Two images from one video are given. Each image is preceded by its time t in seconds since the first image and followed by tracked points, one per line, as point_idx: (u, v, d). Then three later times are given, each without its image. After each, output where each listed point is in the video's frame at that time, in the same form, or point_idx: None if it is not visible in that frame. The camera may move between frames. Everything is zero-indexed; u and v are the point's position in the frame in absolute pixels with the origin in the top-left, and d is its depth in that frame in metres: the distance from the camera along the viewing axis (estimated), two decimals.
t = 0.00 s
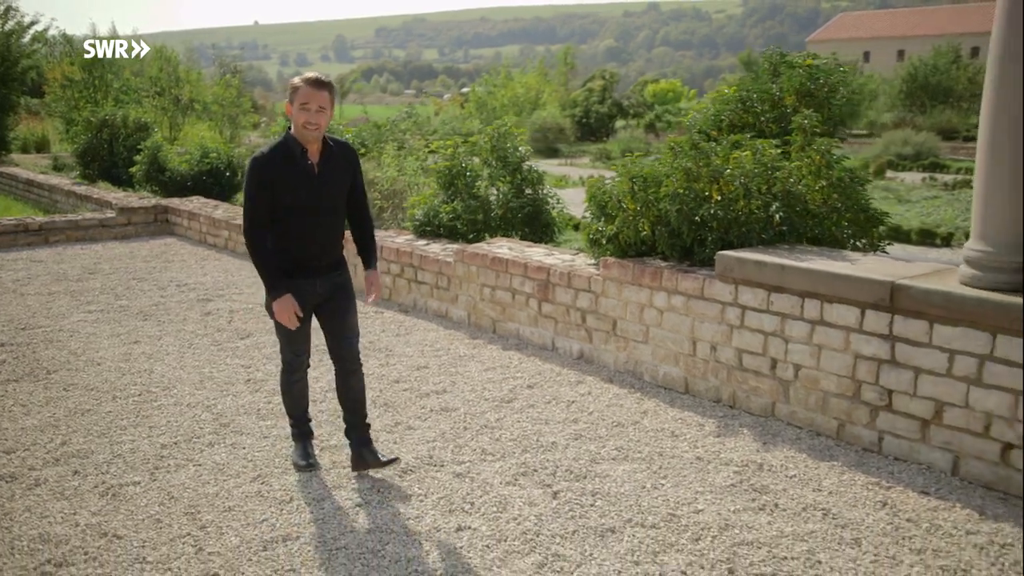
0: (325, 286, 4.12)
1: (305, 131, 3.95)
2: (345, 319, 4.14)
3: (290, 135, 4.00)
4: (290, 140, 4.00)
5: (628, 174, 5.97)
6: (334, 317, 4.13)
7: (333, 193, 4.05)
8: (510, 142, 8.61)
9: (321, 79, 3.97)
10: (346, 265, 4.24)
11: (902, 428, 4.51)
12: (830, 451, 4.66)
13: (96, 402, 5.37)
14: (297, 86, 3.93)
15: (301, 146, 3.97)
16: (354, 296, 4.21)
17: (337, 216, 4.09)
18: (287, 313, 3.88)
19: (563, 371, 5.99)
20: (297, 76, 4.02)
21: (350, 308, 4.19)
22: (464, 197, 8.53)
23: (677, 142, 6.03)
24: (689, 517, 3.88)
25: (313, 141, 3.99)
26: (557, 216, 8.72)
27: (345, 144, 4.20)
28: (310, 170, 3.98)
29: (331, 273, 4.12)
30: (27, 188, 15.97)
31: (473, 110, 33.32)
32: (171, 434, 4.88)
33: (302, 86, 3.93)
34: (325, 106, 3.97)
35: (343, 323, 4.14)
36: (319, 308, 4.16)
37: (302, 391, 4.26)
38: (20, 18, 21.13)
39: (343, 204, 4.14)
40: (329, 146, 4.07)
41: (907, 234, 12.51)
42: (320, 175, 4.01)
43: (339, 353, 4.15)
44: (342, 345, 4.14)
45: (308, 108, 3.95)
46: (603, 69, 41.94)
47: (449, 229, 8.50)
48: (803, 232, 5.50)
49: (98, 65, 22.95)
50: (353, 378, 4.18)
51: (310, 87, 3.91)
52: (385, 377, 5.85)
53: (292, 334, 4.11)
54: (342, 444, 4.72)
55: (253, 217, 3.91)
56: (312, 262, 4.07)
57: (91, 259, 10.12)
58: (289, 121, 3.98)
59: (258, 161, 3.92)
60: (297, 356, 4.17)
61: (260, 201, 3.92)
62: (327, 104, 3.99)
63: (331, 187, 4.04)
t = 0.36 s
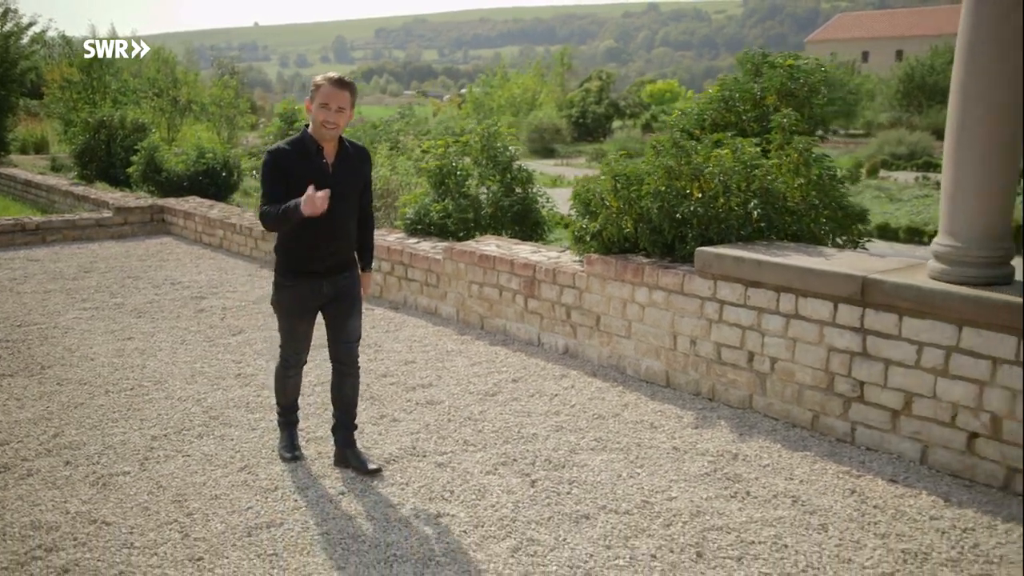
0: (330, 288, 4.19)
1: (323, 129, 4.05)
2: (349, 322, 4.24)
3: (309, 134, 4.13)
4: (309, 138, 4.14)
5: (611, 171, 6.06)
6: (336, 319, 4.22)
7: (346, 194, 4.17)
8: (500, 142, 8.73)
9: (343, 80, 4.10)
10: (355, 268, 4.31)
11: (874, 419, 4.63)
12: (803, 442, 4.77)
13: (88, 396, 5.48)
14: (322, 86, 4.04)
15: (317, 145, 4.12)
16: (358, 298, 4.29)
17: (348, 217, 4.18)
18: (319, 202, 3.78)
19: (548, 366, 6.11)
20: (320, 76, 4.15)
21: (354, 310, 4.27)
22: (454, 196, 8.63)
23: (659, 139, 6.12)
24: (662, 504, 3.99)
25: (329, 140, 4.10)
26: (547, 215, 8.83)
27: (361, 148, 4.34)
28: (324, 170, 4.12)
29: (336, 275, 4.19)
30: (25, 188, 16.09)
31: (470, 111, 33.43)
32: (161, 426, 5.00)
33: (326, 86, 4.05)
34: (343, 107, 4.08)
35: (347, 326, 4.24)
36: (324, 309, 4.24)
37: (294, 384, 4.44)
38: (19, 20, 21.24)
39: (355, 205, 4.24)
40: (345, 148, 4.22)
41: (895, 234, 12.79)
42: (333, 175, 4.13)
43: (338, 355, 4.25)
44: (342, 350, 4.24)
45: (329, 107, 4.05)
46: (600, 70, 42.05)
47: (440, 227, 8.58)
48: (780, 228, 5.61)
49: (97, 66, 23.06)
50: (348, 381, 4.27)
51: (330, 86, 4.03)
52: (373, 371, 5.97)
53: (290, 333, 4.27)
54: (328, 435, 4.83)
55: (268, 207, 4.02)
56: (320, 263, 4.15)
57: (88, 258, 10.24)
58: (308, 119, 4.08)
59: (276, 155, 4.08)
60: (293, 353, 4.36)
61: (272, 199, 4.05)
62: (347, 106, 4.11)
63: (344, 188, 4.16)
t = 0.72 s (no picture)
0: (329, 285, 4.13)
1: (324, 130, 3.99)
2: (340, 326, 4.23)
3: (308, 135, 4.07)
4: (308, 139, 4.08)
5: (586, 172, 6.19)
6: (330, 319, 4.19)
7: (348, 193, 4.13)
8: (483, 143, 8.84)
9: (344, 81, 4.04)
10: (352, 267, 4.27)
11: (835, 412, 4.76)
12: (767, 435, 4.90)
13: (71, 391, 5.59)
14: (322, 86, 4.00)
15: (317, 145, 4.04)
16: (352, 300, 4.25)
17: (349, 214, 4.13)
18: (348, 218, 3.76)
19: (523, 362, 6.23)
20: (321, 77, 4.10)
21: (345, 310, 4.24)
22: (437, 196, 8.77)
23: (633, 141, 6.26)
24: (626, 493, 4.12)
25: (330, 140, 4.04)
26: (529, 215, 8.93)
27: (359, 146, 4.29)
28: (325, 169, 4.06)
29: (337, 273, 4.14)
30: (15, 188, 16.18)
31: (462, 112, 33.56)
32: (142, 420, 5.11)
33: (326, 86, 4.00)
34: (344, 107, 4.02)
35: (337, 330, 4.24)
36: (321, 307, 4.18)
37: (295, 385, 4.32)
38: (10, 21, 21.30)
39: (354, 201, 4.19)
40: (344, 147, 4.16)
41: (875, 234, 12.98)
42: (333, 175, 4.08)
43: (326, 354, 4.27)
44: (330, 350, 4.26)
45: (329, 107, 4.00)
46: (591, 71, 42.21)
47: (423, 227, 8.72)
48: (748, 228, 5.76)
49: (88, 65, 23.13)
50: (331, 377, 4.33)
51: (330, 87, 3.98)
52: (352, 367, 6.09)
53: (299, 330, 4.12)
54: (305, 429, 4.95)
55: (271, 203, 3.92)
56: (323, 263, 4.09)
57: (76, 257, 10.34)
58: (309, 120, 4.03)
59: (276, 154, 3.99)
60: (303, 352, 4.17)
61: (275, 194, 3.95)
62: (348, 105, 4.05)
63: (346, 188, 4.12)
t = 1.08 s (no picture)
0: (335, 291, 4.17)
1: (330, 133, 4.01)
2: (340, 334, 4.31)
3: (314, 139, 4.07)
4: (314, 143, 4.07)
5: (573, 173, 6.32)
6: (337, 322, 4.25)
7: (353, 197, 4.14)
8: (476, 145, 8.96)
9: (349, 85, 4.08)
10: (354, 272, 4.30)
11: (812, 407, 4.87)
12: (746, 429, 5.02)
13: (67, 387, 5.71)
14: (327, 90, 4.04)
15: (323, 149, 4.03)
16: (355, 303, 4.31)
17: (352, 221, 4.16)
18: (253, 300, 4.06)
19: (511, 360, 6.35)
20: (326, 82, 4.14)
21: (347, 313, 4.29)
22: (430, 197, 8.90)
23: (619, 142, 6.39)
24: (604, 485, 4.24)
25: (336, 143, 4.04)
26: (521, 216, 9.05)
27: (365, 151, 4.27)
28: (331, 175, 4.05)
29: (343, 279, 4.18)
30: (17, 189, 16.33)
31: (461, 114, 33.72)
32: (136, 415, 5.23)
33: (331, 90, 4.04)
34: (350, 109, 4.04)
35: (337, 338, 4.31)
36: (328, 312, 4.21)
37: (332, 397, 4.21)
38: (12, 23, 21.46)
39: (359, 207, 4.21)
40: (349, 152, 4.15)
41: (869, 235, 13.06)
42: (338, 181, 4.07)
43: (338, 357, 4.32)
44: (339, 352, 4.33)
45: (335, 110, 4.03)
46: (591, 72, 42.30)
47: (415, 227, 8.88)
48: (730, 227, 5.90)
49: (89, 66, 23.27)
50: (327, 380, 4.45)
51: (336, 90, 4.02)
52: (343, 364, 6.21)
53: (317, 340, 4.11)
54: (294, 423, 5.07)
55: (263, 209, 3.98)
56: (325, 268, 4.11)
57: (74, 257, 10.47)
58: (314, 124, 4.05)
59: (280, 159, 3.98)
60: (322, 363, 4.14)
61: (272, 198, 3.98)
62: (354, 109, 4.09)
63: (350, 192, 4.12)
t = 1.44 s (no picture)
0: (334, 290, 4.20)
1: (315, 128, 4.07)
2: (353, 327, 4.32)
3: (301, 137, 4.13)
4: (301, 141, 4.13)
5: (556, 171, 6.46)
6: (341, 321, 4.27)
7: (345, 193, 4.17)
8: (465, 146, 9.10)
9: (330, 80, 4.16)
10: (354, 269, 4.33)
11: (783, 398, 5.01)
12: (720, 421, 5.15)
13: (60, 380, 5.85)
14: (309, 88, 4.12)
15: (311, 146, 4.09)
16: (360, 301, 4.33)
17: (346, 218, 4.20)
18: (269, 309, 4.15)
19: (494, 354, 6.49)
20: (309, 80, 4.22)
21: (355, 311, 4.30)
22: (420, 196, 9.07)
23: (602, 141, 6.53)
24: (577, 472, 4.37)
25: (322, 139, 4.09)
26: (509, 215, 9.17)
27: (355, 146, 4.31)
28: (320, 173, 4.09)
29: (341, 277, 4.22)
30: (15, 189, 16.46)
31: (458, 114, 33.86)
32: (126, 407, 5.37)
33: (313, 87, 4.12)
34: (333, 104, 4.11)
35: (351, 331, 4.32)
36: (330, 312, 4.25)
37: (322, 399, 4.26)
38: (11, 24, 21.60)
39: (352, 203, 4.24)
40: (339, 147, 4.19)
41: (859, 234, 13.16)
42: (329, 178, 4.11)
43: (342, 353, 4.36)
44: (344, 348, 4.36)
45: (318, 106, 4.10)
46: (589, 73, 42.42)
47: (405, 226, 9.03)
48: (707, 224, 6.02)
49: (87, 66, 23.40)
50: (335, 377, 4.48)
51: (318, 86, 4.10)
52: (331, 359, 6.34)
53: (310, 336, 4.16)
54: (280, 415, 5.21)
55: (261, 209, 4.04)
56: (321, 266, 4.15)
57: (70, 255, 10.60)
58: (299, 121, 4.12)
59: (270, 159, 4.04)
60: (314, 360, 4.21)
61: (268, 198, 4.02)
62: (337, 104, 4.15)
63: (341, 189, 4.15)
